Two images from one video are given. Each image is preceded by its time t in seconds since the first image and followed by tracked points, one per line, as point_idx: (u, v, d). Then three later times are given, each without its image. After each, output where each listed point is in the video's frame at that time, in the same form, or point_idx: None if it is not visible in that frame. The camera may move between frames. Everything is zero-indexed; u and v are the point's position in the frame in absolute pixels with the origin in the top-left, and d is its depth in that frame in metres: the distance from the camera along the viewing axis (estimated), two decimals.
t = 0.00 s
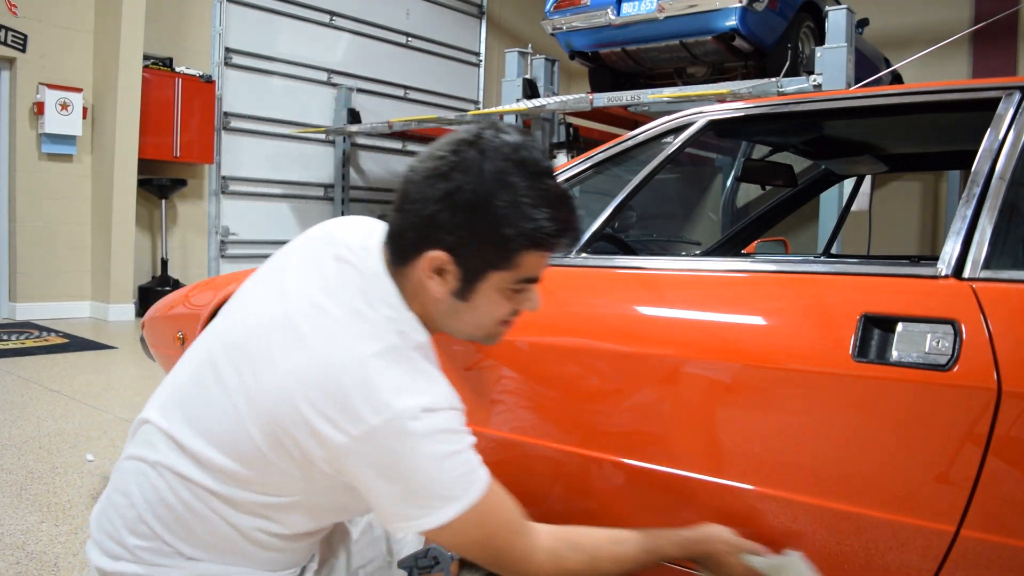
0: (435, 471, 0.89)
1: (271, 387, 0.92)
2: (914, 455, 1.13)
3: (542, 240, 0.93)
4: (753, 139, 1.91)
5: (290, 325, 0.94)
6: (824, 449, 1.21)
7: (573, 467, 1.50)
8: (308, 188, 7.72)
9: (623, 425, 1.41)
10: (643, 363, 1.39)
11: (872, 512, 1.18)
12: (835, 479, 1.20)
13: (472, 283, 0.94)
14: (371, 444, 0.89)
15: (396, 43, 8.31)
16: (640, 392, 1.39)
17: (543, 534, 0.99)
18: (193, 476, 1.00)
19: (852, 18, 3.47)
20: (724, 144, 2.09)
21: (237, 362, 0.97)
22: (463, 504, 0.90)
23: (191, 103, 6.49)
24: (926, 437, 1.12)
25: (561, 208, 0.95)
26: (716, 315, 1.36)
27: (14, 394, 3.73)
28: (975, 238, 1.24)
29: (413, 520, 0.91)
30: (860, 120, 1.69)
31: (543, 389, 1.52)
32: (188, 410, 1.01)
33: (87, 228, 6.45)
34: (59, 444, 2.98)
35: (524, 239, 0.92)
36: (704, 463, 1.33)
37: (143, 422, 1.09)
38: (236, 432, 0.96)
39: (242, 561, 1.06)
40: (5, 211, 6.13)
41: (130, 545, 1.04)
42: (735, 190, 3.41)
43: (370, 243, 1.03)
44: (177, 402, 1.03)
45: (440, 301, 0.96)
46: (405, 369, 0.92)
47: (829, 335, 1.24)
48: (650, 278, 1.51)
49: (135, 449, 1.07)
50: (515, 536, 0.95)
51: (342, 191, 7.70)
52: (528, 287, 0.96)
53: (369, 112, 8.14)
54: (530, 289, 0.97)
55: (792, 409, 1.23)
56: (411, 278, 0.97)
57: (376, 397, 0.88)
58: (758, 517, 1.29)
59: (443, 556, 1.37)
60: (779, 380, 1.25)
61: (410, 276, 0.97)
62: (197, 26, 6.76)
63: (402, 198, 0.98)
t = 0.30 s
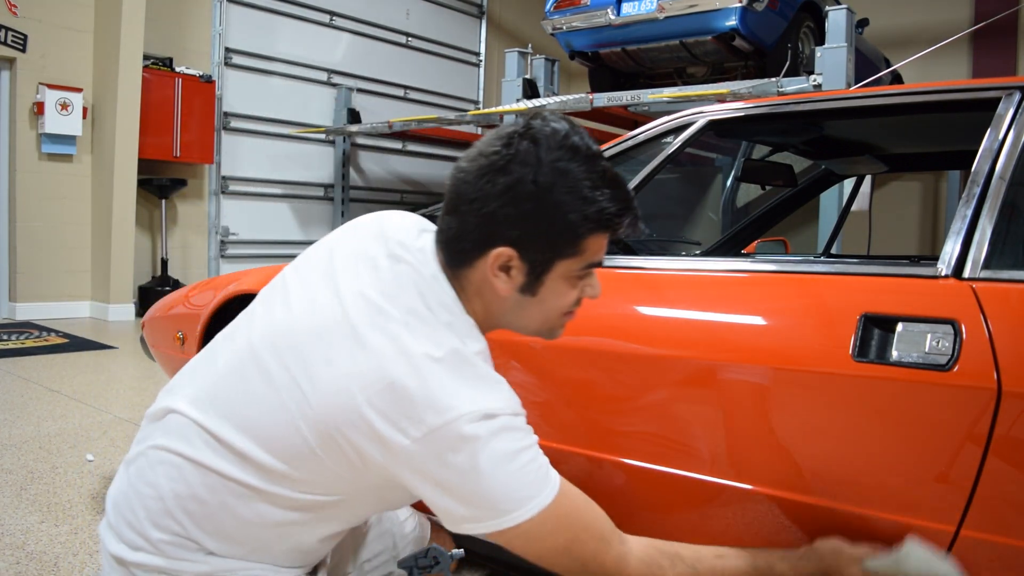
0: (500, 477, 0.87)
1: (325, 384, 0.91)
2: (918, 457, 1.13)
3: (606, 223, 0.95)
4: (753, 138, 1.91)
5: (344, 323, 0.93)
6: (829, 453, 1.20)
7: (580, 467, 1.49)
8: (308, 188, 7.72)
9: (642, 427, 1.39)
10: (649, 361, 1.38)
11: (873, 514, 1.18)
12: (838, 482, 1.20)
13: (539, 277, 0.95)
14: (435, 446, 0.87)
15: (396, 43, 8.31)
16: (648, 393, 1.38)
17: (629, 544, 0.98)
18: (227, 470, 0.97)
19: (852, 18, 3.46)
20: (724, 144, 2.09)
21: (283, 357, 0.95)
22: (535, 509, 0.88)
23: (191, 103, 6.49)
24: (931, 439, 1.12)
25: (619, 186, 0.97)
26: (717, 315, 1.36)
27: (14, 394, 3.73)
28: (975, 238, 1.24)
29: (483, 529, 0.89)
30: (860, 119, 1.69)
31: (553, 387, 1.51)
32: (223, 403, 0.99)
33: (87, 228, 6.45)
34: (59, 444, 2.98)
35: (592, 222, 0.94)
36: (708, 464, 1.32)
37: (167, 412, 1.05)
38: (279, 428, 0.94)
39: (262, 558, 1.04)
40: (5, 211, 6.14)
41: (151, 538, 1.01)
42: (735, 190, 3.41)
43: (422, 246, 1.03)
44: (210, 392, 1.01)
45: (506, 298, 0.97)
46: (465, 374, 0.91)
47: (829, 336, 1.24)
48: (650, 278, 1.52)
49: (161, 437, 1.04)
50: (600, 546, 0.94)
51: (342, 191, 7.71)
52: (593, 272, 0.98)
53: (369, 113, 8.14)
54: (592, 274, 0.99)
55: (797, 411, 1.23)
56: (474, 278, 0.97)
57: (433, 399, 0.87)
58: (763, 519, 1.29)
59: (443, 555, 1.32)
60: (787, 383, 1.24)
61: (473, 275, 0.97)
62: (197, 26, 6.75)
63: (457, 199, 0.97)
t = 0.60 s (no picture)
0: (518, 458, 0.86)
1: (339, 369, 0.91)
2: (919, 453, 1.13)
3: (623, 199, 0.97)
4: (754, 138, 1.91)
5: (357, 310, 0.94)
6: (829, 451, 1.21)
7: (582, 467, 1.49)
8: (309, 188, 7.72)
9: (645, 426, 1.39)
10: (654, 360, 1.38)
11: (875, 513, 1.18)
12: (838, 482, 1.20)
13: (563, 256, 0.96)
14: (452, 429, 0.86)
15: (396, 43, 8.31)
16: (649, 390, 1.38)
17: (666, 516, 0.94)
18: (244, 460, 0.98)
19: (852, 18, 3.46)
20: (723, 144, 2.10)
21: (300, 343, 0.96)
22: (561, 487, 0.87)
23: (191, 103, 6.49)
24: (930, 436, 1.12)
25: (633, 163, 1.00)
26: (717, 315, 1.36)
27: (13, 394, 3.73)
28: (975, 238, 1.23)
29: (503, 511, 0.89)
30: (860, 120, 1.69)
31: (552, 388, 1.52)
32: (241, 393, 1.00)
33: (87, 228, 6.46)
34: (59, 444, 2.98)
35: (609, 196, 0.96)
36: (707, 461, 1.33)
37: (186, 400, 1.07)
38: (294, 416, 0.95)
39: (274, 552, 1.06)
40: (5, 211, 6.14)
41: (169, 527, 1.02)
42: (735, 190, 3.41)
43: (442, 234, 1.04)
44: (228, 382, 1.02)
45: (531, 279, 0.98)
46: (479, 359, 0.90)
47: (828, 335, 1.24)
48: (649, 278, 1.51)
49: (179, 427, 1.05)
50: (634, 525, 0.90)
51: (342, 192, 7.73)
52: (613, 249, 1.00)
53: (369, 113, 8.14)
54: (611, 252, 1.01)
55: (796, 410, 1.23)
56: (498, 260, 0.98)
57: (445, 385, 0.87)
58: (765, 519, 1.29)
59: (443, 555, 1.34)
60: (787, 381, 1.24)
61: (497, 259, 0.98)
62: (197, 26, 6.75)
63: (475, 186, 0.98)
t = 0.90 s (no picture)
0: (524, 402, 0.86)
1: (343, 337, 0.92)
2: (915, 454, 1.13)
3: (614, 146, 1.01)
4: (754, 138, 1.91)
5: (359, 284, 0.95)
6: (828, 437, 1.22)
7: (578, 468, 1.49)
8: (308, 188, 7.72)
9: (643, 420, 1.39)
10: (653, 360, 1.38)
11: (875, 513, 1.17)
12: (837, 475, 1.21)
13: (563, 210, 0.99)
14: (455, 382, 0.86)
15: (396, 43, 8.31)
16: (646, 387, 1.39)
17: (706, 442, 0.90)
18: (251, 445, 1.00)
19: (852, 18, 3.46)
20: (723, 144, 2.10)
21: (304, 320, 0.98)
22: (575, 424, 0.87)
23: (191, 103, 6.49)
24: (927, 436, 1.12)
25: (618, 118, 1.04)
26: (715, 315, 1.36)
27: (13, 394, 3.73)
28: (975, 237, 1.22)
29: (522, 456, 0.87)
30: (860, 120, 1.69)
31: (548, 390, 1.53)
32: (246, 379, 1.02)
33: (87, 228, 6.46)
34: (59, 444, 2.98)
35: (599, 145, 0.99)
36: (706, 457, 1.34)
37: (193, 392, 1.09)
38: (301, 391, 0.96)
39: (279, 544, 1.07)
40: (5, 211, 6.14)
41: (181, 521, 1.05)
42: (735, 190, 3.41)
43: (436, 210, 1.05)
44: (234, 369, 1.04)
45: (533, 237, 1.00)
46: (479, 314, 0.90)
47: (829, 335, 1.23)
48: (649, 278, 1.51)
49: (187, 419, 1.07)
50: (671, 456, 0.88)
51: (342, 191, 7.74)
52: (608, 203, 1.03)
53: (369, 113, 8.14)
54: (606, 207, 1.04)
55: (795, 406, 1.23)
56: (499, 219, 1.00)
57: (443, 342, 0.87)
58: (765, 516, 1.30)
59: (443, 555, 1.34)
60: (784, 377, 1.24)
61: (499, 219, 1.00)
62: (197, 26, 6.75)
63: (472, 152, 1.00)
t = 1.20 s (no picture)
0: (474, 352, 0.85)
1: (304, 304, 0.93)
2: (914, 457, 1.13)
3: (560, 93, 1.01)
4: (753, 138, 1.91)
5: (319, 252, 0.95)
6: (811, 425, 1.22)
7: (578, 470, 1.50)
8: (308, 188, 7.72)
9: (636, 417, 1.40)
10: (652, 360, 1.37)
11: (878, 513, 1.17)
12: (835, 470, 1.20)
13: (510, 155, 0.97)
14: (402, 331, 0.86)
15: (396, 43, 8.31)
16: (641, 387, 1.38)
17: (631, 422, 0.90)
18: (228, 427, 1.00)
19: (852, 18, 3.47)
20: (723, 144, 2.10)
21: (272, 296, 0.99)
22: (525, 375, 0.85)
23: (191, 103, 6.48)
24: (928, 439, 1.12)
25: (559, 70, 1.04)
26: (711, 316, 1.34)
27: (13, 394, 3.73)
28: (974, 237, 1.23)
29: (470, 418, 0.86)
30: (860, 120, 1.69)
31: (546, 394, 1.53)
32: (222, 365, 1.03)
33: (87, 228, 6.46)
34: (59, 444, 2.98)
35: (549, 94, 0.99)
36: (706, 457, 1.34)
37: (178, 390, 1.11)
38: (268, 365, 0.96)
39: (271, 537, 1.05)
40: (4, 211, 6.14)
41: (173, 516, 1.04)
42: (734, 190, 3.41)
43: (390, 178, 1.05)
44: (214, 359, 1.05)
45: (485, 185, 0.98)
46: (434, 265, 0.89)
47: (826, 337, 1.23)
48: (648, 277, 1.49)
49: (174, 415, 1.08)
50: (606, 440, 0.87)
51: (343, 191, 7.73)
52: (556, 151, 1.01)
53: (369, 113, 8.14)
54: (555, 158, 1.02)
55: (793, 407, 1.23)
56: (450, 171, 0.99)
57: (387, 288, 0.87)
58: (762, 517, 1.29)
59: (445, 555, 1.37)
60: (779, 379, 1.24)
61: (450, 172, 0.99)
62: (197, 26, 6.75)
63: (421, 112, 1.00)
